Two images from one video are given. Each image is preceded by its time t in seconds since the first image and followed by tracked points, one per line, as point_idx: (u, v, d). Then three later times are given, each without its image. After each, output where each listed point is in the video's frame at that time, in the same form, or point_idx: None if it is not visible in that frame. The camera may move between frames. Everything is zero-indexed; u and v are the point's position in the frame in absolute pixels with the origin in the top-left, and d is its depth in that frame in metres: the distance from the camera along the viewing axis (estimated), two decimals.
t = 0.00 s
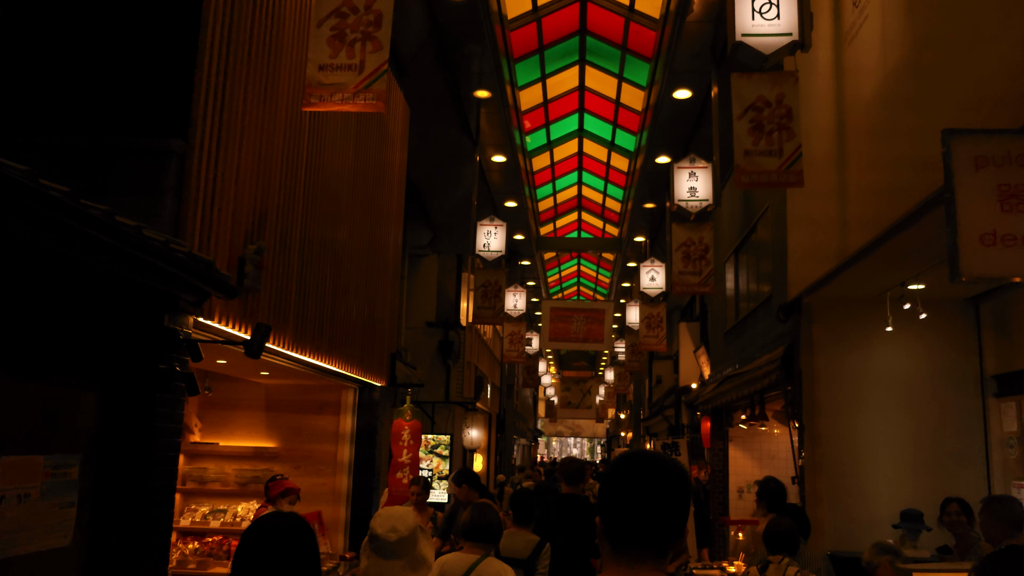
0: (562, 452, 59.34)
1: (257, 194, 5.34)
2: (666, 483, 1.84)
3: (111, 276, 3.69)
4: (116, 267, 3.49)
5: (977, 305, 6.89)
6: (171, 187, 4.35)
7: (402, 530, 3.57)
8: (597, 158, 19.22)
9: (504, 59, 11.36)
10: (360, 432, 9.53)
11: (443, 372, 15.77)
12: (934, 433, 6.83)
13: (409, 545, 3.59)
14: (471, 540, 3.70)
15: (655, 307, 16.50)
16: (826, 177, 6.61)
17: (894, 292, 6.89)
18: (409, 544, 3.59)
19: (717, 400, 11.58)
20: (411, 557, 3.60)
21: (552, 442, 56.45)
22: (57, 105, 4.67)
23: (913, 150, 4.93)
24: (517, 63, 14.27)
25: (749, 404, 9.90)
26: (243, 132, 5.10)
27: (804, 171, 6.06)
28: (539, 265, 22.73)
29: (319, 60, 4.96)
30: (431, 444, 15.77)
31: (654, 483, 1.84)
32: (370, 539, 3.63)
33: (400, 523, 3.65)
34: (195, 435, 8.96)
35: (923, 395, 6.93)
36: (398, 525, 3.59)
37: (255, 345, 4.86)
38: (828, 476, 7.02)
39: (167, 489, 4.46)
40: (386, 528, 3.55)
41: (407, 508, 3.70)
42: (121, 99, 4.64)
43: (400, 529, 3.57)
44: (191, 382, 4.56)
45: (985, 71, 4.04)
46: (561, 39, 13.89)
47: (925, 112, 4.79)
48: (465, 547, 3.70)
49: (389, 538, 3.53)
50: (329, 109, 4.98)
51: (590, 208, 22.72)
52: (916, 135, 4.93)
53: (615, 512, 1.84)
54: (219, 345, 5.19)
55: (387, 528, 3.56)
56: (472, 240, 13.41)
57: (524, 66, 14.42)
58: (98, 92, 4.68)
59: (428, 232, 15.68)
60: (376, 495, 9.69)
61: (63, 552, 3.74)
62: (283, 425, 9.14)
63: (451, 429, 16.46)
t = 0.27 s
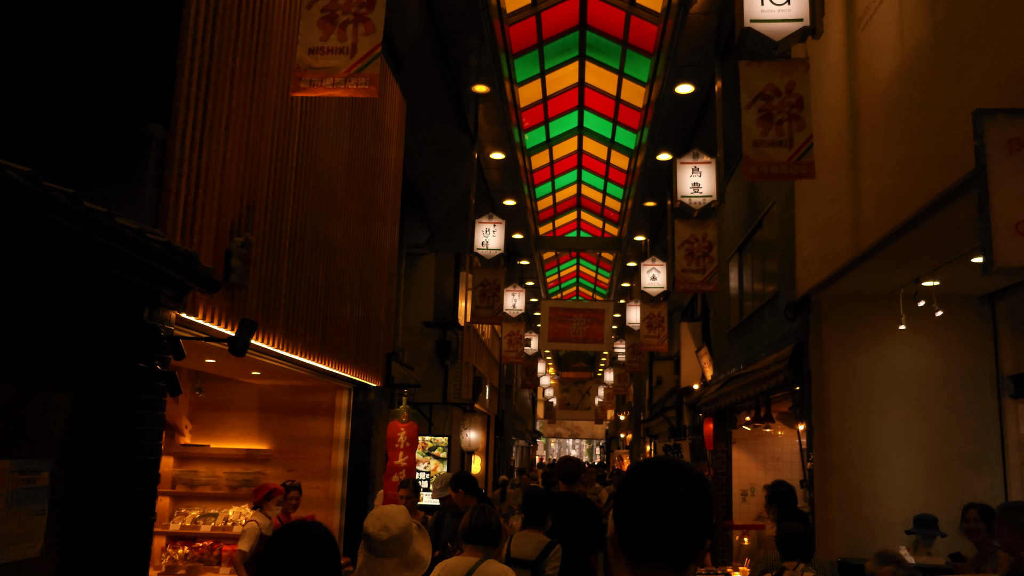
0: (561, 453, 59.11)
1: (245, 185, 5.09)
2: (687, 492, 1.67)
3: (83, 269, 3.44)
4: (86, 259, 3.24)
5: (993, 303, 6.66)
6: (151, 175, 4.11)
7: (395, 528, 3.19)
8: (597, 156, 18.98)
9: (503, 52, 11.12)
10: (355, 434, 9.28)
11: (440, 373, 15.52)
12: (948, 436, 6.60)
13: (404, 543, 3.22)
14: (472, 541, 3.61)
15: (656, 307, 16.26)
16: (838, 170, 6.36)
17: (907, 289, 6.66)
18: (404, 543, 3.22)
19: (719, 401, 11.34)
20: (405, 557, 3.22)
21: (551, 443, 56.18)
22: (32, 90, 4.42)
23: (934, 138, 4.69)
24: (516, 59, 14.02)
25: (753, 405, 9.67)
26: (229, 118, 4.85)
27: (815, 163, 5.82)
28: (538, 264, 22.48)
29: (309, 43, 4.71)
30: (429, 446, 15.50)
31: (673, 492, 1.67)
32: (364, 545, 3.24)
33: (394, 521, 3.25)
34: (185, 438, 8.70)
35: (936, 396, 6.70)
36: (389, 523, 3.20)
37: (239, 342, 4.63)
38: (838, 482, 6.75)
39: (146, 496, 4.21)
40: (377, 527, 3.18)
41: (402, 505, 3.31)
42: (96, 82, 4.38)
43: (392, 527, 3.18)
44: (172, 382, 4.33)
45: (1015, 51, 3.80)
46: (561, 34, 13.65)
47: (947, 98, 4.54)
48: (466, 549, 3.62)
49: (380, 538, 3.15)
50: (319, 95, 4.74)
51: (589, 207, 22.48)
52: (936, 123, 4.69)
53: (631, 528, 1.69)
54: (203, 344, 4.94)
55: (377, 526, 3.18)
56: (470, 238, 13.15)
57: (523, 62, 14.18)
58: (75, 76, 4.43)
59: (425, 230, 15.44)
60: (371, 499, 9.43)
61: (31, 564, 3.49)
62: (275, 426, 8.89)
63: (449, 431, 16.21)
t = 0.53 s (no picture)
0: (552, 457, 58.83)
1: (226, 169, 4.83)
2: (680, 499, 1.61)
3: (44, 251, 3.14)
4: (49, 237, 2.96)
5: (1001, 302, 6.47)
6: (124, 153, 3.84)
7: (401, 534, 3.00)
8: (590, 156, 18.78)
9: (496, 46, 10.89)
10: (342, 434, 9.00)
11: (431, 374, 15.26)
12: (953, 439, 6.39)
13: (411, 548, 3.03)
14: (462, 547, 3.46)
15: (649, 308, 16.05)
16: (844, 163, 6.15)
17: (913, 287, 6.46)
18: (413, 546, 3.03)
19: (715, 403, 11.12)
20: (410, 561, 3.04)
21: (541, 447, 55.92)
22: None
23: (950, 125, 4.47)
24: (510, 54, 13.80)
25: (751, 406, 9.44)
26: (210, 97, 4.60)
27: (822, 153, 5.60)
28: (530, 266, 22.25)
29: (295, 18, 4.47)
30: (418, 448, 15.24)
31: (666, 499, 1.61)
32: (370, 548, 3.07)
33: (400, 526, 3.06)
34: (166, 438, 8.41)
35: (941, 397, 6.49)
36: (396, 528, 3.01)
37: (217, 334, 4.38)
38: (842, 487, 6.51)
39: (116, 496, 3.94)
40: (383, 532, 2.99)
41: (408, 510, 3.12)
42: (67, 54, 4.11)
43: (398, 532, 3.00)
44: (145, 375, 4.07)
45: None
46: (555, 30, 13.43)
47: (966, 81, 4.33)
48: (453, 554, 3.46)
49: (386, 544, 2.97)
50: (305, 73, 4.49)
51: (582, 208, 22.29)
52: (953, 109, 4.48)
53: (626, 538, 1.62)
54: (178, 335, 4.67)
55: (381, 530, 3.00)
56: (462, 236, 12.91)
57: (516, 58, 13.96)
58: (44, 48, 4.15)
59: (416, 229, 15.19)
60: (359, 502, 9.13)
61: None
62: (260, 426, 8.62)
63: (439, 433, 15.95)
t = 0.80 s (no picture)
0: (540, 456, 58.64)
1: (206, 154, 4.56)
2: (662, 501, 1.66)
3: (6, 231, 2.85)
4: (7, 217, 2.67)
5: (1008, 301, 6.28)
6: (94, 132, 3.57)
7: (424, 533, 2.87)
8: (583, 153, 18.55)
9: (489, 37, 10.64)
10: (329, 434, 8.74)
11: (419, 372, 15.01)
12: (959, 442, 6.19)
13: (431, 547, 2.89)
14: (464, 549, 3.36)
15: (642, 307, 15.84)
16: (850, 156, 5.94)
17: (920, 284, 6.26)
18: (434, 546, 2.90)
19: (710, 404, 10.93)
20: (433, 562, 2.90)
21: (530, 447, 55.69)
22: None
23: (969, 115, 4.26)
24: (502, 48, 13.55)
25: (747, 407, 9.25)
26: (188, 76, 4.33)
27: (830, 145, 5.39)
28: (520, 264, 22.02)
29: None
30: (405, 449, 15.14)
31: (649, 501, 1.67)
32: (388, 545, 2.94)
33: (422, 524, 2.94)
34: (145, 437, 8.13)
35: (946, 399, 6.28)
36: (418, 527, 2.89)
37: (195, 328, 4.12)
38: (845, 492, 6.29)
39: (83, 501, 3.66)
40: (406, 530, 2.87)
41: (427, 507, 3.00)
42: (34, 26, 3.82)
43: (420, 530, 2.87)
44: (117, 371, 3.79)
45: None
46: (549, 24, 13.19)
47: (986, 69, 4.12)
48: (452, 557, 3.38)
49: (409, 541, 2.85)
50: (290, 52, 4.23)
51: (573, 206, 22.08)
52: (971, 98, 4.27)
53: (611, 542, 1.67)
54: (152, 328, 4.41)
55: (405, 528, 2.87)
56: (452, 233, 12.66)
57: (509, 52, 13.71)
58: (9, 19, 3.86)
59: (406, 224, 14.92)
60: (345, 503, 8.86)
61: None
62: (244, 425, 8.35)
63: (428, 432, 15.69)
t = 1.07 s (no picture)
0: (531, 462, 58.40)
1: (182, 140, 4.30)
2: (656, 504, 1.60)
3: None
4: None
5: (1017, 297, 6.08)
6: (55, 110, 3.31)
7: (433, 543, 3.26)
8: (575, 155, 18.35)
9: (482, 33, 10.41)
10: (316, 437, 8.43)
11: (410, 377, 14.75)
12: (968, 446, 5.98)
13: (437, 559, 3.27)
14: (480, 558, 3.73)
15: (636, 310, 15.63)
16: (859, 147, 5.72)
17: (929, 281, 6.04)
18: (440, 557, 3.28)
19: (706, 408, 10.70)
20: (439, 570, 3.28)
21: (521, 453, 55.44)
22: None
23: (990, 98, 4.03)
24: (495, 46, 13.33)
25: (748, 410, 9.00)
26: (161, 55, 4.08)
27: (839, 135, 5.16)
28: (513, 267, 21.78)
29: None
30: (397, 455, 14.84)
31: (642, 504, 1.60)
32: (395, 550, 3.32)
33: (428, 535, 3.31)
34: (126, 443, 7.83)
35: (954, 400, 6.07)
36: (427, 539, 3.27)
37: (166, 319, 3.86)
38: (851, 498, 6.06)
39: (46, 509, 3.37)
40: (416, 540, 3.24)
41: (433, 519, 3.38)
42: None
43: (430, 540, 3.26)
44: (83, 369, 3.53)
45: None
46: (542, 22, 12.98)
47: (1008, 49, 3.89)
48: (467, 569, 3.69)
49: (419, 554, 3.21)
50: (271, 30, 3.97)
51: (566, 208, 21.85)
52: (991, 82, 4.04)
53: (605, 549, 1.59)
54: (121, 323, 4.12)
55: (415, 539, 3.25)
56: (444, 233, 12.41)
57: (501, 50, 13.49)
58: None
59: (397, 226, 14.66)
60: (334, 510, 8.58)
61: None
62: (228, 429, 8.07)
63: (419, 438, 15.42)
